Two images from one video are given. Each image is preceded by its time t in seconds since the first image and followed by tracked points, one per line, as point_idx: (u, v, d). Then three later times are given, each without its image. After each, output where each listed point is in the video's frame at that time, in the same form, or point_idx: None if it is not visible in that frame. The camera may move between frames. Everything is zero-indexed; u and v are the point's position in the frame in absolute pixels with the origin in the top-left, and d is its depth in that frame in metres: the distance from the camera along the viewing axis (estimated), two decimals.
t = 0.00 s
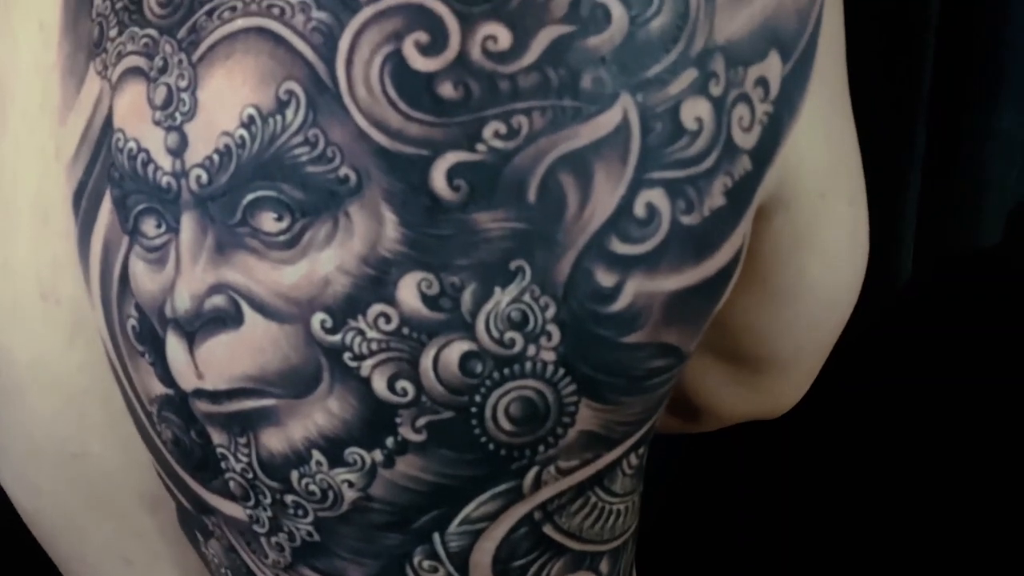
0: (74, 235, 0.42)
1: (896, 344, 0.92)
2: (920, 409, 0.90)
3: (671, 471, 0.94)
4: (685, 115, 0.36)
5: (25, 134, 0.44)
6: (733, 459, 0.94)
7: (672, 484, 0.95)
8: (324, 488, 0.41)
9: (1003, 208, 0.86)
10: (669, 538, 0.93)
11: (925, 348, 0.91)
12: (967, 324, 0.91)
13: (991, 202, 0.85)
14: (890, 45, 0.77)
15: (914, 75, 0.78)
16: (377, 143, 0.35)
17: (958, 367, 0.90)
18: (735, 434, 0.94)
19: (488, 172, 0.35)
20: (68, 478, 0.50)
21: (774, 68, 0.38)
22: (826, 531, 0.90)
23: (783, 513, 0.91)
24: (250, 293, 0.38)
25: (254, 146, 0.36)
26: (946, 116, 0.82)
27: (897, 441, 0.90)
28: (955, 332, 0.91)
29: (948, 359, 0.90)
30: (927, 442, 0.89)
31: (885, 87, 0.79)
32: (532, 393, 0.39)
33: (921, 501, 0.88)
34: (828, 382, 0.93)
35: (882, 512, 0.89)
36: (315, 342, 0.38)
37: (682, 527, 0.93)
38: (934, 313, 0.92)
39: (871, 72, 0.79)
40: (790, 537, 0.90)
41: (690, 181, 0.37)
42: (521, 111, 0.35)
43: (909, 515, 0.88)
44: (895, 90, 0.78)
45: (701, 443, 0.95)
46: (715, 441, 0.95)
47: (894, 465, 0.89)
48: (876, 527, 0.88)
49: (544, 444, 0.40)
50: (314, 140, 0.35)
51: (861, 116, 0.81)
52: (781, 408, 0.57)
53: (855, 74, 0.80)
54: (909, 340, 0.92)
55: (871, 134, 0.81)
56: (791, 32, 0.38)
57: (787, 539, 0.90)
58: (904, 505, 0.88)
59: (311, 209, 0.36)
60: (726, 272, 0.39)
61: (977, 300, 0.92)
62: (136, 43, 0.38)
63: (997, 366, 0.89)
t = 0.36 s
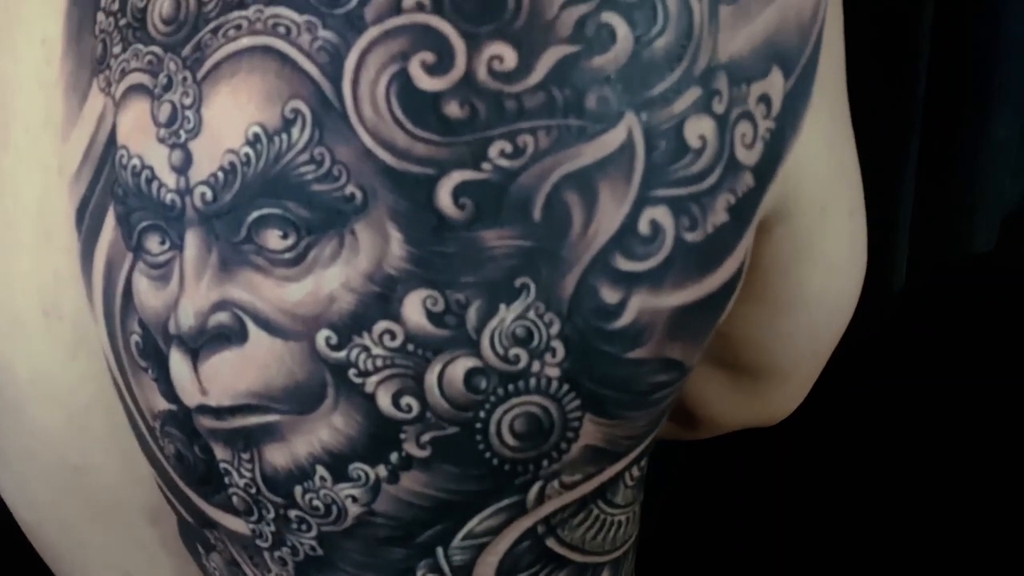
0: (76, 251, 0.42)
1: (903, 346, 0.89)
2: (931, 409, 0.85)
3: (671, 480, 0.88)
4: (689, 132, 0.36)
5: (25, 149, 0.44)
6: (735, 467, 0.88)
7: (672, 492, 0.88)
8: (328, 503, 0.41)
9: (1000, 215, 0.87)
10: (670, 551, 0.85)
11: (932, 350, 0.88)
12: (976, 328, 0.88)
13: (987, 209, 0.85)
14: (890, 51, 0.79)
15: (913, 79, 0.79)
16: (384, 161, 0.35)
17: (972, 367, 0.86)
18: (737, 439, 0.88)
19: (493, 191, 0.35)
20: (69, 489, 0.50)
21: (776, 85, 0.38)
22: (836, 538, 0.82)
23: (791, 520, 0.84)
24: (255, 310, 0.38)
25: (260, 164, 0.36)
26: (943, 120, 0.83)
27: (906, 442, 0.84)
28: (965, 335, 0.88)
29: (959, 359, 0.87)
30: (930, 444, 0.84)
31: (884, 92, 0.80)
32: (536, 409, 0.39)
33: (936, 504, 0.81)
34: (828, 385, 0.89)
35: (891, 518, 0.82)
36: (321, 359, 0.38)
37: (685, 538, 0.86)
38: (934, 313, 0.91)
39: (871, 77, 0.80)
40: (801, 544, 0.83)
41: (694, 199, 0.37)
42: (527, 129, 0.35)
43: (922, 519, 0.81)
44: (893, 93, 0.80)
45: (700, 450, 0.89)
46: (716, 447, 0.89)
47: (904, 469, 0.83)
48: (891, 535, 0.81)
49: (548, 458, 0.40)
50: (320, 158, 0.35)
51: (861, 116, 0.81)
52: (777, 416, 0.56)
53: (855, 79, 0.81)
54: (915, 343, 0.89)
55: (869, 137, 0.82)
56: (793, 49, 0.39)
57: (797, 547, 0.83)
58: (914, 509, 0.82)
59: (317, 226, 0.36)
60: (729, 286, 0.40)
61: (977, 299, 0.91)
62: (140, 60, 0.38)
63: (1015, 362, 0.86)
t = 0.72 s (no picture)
0: (78, 267, 0.42)
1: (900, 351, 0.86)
2: (937, 408, 0.81)
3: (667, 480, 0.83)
4: (693, 152, 0.37)
5: (29, 166, 0.44)
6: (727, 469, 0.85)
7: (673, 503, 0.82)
8: (332, 519, 0.41)
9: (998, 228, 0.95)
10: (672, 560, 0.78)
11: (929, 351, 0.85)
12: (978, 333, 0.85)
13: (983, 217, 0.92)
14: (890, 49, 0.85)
15: (911, 76, 0.86)
16: (390, 183, 0.35)
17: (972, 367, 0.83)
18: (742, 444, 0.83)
19: (498, 212, 0.36)
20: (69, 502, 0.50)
21: (779, 104, 0.39)
22: (846, 529, 0.76)
23: (794, 515, 0.78)
24: (260, 328, 0.38)
25: (265, 184, 0.36)
26: (942, 120, 0.89)
27: (911, 438, 0.79)
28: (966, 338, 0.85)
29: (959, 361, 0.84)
30: (937, 440, 0.79)
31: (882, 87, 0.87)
32: (540, 426, 0.39)
33: (954, 502, 0.75)
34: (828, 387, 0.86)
35: (905, 516, 0.75)
36: (326, 377, 0.38)
37: (686, 545, 0.79)
38: (934, 310, 0.89)
39: (871, 73, 0.87)
40: (808, 544, 0.76)
41: (697, 219, 0.37)
42: (533, 151, 0.35)
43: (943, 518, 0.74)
44: (893, 90, 0.87)
45: (700, 457, 0.84)
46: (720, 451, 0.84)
47: (913, 466, 0.78)
48: (907, 535, 0.74)
49: (552, 475, 0.40)
50: (326, 179, 0.36)
51: (864, 121, 0.89)
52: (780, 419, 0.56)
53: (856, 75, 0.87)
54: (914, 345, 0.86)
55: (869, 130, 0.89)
56: (795, 67, 0.39)
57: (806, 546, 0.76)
58: (930, 507, 0.75)
59: (322, 246, 0.36)
60: (731, 303, 0.40)
61: (978, 298, 0.89)
62: (144, 80, 0.38)
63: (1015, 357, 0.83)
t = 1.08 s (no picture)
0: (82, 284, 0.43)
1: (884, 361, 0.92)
2: (925, 420, 0.88)
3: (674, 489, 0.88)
4: (696, 171, 0.37)
5: (33, 183, 0.44)
6: (745, 484, 0.87)
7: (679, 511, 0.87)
8: (335, 535, 0.41)
9: (993, 227, 0.88)
10: (679, 567, 0.83)
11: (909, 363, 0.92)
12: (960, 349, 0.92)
13: (982, 221, 0.87)
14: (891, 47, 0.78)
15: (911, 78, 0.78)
16: (395, 203, 0.36)
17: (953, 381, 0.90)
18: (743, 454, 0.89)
19: (503, 232, 0.36)
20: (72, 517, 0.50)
21: (781, 123, 0.39)
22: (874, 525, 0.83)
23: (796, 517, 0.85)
24: (265, 346, 0.38)
25: (271, 204, 0.36)
26: (939, 125, 0.83)
27: (900, 449, 0.87)
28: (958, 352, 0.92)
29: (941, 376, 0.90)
30: (940, 450, 0.86)
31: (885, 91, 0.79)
32: (544, 443, 0.39)
33: (947, 511, 0.83)
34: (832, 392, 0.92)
35: (888, 523, 0.83)
36: (330, 395, 0.38)
37: (691, 551, 0.84)
38: (934, 313, 0.96)
39: (871, 77, 0.79)
40: (802, 551, 0.83)
41: (700, 238, 0.38)
42: (537, 172, 0.35)
43: (916, 525, 0.82)
44: (893, 93, 0.79)
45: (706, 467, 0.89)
46: (722, 459, 0.89)
47: (894, 475, 0.85)
48: (886, 540, 0.82)
49: (555, 491, 0.41)
50: (332, 199, 0.36)
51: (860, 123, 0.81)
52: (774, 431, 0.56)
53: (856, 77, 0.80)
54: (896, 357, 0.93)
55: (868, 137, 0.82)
56: (797, 87, 0.39)
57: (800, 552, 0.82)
58: (912, 514, 0.83)
59: (328, 265, 0.36)
60: (733, 320, 0.40)
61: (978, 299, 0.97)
62: (150, 98, 0.38)
63: (989, 369, 0.90)
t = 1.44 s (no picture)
0: (87, 299, 0.43)
1: (886, 363, 0.92)
2: (927, 425, 0.89)
3: (676, 497, 0.89)
4: (700, 189, 0.37)
5: (38, 198, 0.44)
6: (745, 489, 0.89)
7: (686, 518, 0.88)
8: (338, 549, 0.41)
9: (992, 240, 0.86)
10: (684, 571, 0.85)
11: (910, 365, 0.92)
12: (961, 349, 0.92)
13: (982, 221, 0.84)
14: (889, 47, 0.76)
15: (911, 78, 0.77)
16: (400, 221, 0.36)
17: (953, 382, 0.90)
18: (745, 463, 0.90)
19: (508, 249, 0.36)
20: (76, 528, 0.50)
21: (784, 140, 0.39)
22: (878, 534, 0.85)
23: (797, 525, 0.86)
24: (269, 361, 0.38)
25: (277, 220, 0.36)
26: (941, 124, 0.80)
27: (901, 454, 0.88)
28: (958, 353, 0.92)
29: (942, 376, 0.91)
30: (943, 451, 0.87)
31: (884, 91, 0.78)
32: (547, 459, 0.39)
33: (944, 515, 0.85)
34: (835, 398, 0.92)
35: (888, 529, 0.85)
36: (334, 410, 0.38)
37: (695, 555, 0.86)
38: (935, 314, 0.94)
39: (871, 77, 0.78)
40: (804, 555, 0.85)
41: (704, 254, 0.38)
42: (542, 190, 0.35)
43: (916, 531, 0.84)
44: (892, 93, 0.78)
45: (712, 475, 0.90)
46: (725, 469, 0.90)
47: (895, 481, 0.87)
48: (886, 547, 0.84)
49: (558, 506, 0.41)
50: (338, 216, 0.36)
51: (859, 121, 0.80)
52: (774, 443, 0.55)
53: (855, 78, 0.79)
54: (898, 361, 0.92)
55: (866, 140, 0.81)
56: (800, 105, 0.39)
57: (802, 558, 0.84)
58: (912, 520, 0.85)
59: (333, 281, 0.36)
60: (736, 336, 0.40)
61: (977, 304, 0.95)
62: (156, 114, 0.38)
63: (991, 371, 0.90)
